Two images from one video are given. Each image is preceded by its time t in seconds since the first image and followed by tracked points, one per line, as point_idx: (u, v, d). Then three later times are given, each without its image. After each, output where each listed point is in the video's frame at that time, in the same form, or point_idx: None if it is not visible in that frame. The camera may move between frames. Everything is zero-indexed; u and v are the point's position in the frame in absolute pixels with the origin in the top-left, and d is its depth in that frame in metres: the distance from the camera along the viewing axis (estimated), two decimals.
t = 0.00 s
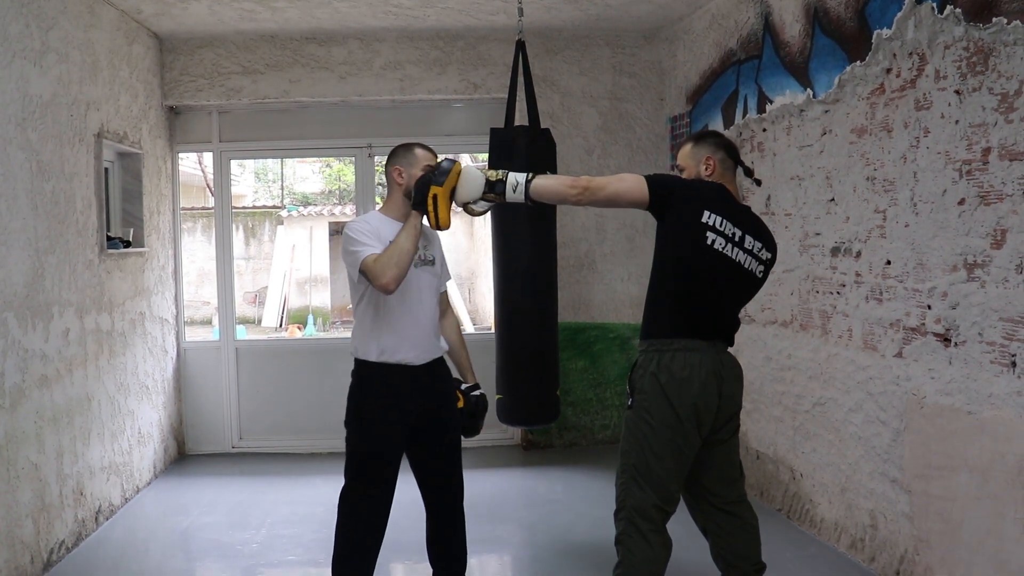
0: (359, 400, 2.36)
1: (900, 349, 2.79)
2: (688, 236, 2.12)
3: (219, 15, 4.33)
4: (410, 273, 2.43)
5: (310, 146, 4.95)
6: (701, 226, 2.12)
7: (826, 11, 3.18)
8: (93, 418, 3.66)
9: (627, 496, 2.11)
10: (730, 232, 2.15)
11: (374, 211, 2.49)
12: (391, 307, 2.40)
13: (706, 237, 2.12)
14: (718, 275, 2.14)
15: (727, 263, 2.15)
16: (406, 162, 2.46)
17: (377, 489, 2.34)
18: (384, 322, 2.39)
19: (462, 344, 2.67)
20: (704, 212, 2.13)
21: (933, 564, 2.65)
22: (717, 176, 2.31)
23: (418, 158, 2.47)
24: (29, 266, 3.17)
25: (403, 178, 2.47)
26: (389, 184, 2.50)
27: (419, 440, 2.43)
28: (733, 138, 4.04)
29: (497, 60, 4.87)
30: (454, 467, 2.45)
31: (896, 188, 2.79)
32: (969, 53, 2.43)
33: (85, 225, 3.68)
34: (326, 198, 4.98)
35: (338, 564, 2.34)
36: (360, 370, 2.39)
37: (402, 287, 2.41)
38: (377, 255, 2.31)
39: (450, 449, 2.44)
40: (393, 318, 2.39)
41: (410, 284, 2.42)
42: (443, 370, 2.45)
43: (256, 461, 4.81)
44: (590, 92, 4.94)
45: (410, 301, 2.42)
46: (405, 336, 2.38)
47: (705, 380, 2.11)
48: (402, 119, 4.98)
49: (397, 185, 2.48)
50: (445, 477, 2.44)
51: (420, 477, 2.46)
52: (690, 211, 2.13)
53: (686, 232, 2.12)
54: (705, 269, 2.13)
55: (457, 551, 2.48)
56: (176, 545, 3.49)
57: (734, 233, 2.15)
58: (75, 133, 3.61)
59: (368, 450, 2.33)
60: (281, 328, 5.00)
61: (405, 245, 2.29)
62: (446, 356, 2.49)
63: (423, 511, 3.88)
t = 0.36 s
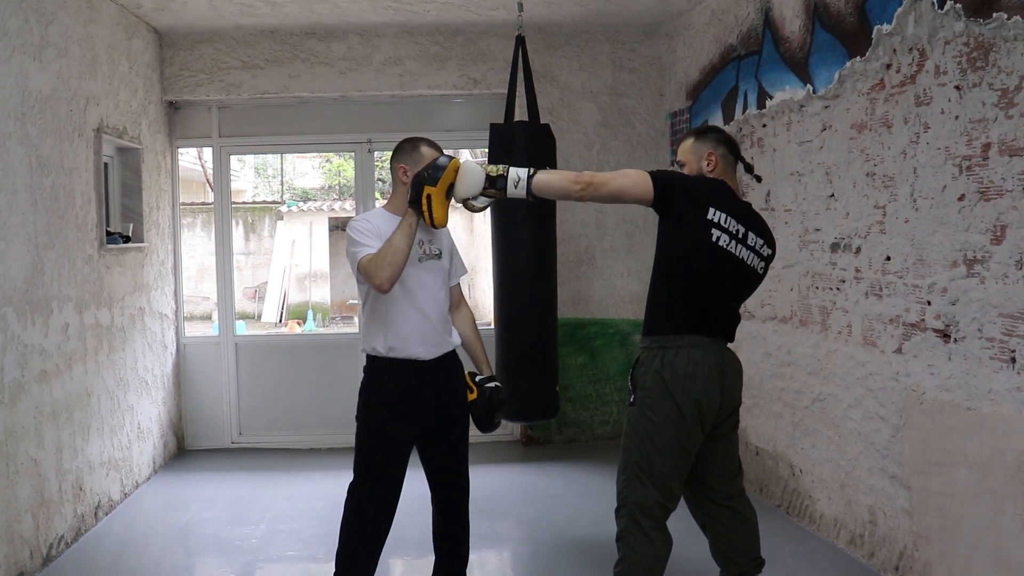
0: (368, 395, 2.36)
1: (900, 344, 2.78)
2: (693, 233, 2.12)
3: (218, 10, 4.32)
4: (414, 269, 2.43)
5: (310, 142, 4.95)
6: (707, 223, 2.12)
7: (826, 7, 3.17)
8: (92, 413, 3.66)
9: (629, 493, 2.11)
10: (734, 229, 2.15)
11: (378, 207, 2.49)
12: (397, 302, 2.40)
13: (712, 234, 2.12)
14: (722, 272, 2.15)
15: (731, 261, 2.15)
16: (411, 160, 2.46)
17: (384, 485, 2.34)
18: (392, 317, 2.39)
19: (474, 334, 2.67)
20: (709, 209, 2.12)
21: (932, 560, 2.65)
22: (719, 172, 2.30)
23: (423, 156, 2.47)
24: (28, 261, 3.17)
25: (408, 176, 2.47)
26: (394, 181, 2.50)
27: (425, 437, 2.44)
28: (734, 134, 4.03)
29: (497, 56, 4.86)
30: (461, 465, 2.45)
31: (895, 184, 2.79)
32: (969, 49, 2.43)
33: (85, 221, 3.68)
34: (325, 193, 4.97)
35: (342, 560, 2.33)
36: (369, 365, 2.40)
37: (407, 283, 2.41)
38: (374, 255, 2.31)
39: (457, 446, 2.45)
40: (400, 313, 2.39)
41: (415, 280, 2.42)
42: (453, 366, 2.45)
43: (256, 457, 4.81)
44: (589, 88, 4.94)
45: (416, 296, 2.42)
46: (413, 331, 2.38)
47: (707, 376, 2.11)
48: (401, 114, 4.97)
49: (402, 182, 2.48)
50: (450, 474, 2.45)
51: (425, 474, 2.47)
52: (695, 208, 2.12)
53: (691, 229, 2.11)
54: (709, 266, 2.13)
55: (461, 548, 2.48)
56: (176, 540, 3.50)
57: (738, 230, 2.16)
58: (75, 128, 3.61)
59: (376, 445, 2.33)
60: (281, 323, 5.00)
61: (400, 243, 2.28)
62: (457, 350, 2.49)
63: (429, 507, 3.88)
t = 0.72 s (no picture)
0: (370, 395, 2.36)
1: (900, 345, 2.78)
2: (694, 233, 2.12)
3: (220, 8, 4.32)
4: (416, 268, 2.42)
5: (311, 140, 4.95)
6: (707, 223, 2.12)
7: (828, 7, 3.17)
8: (92, 410, 3.66)
9: (630, 493, 2.11)
10: (735, 229, 2.15)
11: (379, 207, 2.49)
12: (399, 301, 2.40)
13: (712, 235, 2.12)
14: (724, 272, 2.15)
15: (733, 260, 2.15)
16: (413, 160, 2.46)
17: (384, 484, 2.34)
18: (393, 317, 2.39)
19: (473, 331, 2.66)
20: (710, 209, 2.12)
21: (932, 560, 2.65)
22: (718, 171, 2.30)
23: (425, 156, 2.47)
24: (29, 259, 3.17)
25: (410, 176, 2.46)
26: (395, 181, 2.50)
27: (426, 436, 2.44)
28: (734, 134, 4.03)
29: (499, 55, 4.86)
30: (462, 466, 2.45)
31: (897, 184, 2.79)
32: (971, 49, 2.43)
33: (86, 218, 3.68)
34: (327, 191, 4.97)
35: (343, 559, 2.33)
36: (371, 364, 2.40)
37: (409, 281, 2.41)
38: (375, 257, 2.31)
39: (459, 446, 2.45)
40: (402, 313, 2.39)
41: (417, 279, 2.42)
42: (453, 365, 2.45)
43: (256, 455, 4.81)
44: (591, 87, 4.93)
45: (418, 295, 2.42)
46: (415, 331, 2.38)
47: (708, 376, 2.11)
48: (402, 113, 4.97)
49: (403, 182, 2.47)
50: (451, 473, 2.45)
51: (426, 473, 2.47)
52: (695, 208, 2.12)
53: (692, 229, 2.11)
54: (710, 265, 2.13)
55: (461, 548, 2.48)
56: (175, 538, 3.50)
57: (739, 230, 2.15)
58: (76, 126, 3.62)
59: (378, 445, 2.33)
60: (281, 322, 5.00)
61: (402, 245, 2.28)
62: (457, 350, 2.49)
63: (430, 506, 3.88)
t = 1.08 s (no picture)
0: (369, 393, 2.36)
1: (900, 344, 2.78)
2: (692, 232, 2.11)
3: (220, 9, 4.32)
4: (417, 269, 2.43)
5: (311, 140, 4.95)
6: (705, 223, 2.11)
7: (827, 6, 3.17)
8: (92, 411, 3.66)
9: (630, 494, 2.11)
10: (733, 229, 2.15)
11: (378, 207, 2.48)
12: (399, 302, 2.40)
13: (710, 235, 2.12)
14: (722, 272, 2.14)
15: (732, 260, 2.15)
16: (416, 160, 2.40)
17: (384, 485, 2.34)
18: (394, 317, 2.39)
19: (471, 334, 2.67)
20: (709, 210, 2.12)
21: (933, 560, 2.65)
22: (711, 168, 2.30)
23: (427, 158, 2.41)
24: (29, 259, 3.17)
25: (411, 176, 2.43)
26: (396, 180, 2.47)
27: (425, 437, 2.44)
28: (734, 134, 4.03)
29: (499, 55, 4.86)
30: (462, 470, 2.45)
31: (896, 183, 2.79)
32: (971, 49, 2.43)
33: (86, 218, 3.68)
34: (327, 192, 4.97)
35: (342, 559, 2.33)
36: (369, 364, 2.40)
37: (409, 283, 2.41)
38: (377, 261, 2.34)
39: (459, 449, 2.45)
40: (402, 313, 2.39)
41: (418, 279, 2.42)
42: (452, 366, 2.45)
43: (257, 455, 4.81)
44: (591, 87, 4.93)
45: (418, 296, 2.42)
46: (415, 332, 2.38)
47: (708, 376, 2.11)
48: (402, 113, 4.97)
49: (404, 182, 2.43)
50: (451, 476, 2.45)
51: (426, 473, 2.47)
52: (694, 207, 2.12)
53: (691, 228, 2.11)
54: (709, 265, 2.13)
55: (461, 548, 2.48)
56: (176, 538, 3.50)
57: (737, 229, 2.15)
58: (76, 126, 3.62)
59: (377, 447, 2.33)
60: (281, 322, 5.00)
61: (400, 248, 2.33)
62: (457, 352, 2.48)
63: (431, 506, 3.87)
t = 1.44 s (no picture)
0: (361, 397, 2.36)
1: (900, 344, 2.79)
2: (693, 232, 2.11)
3: (220, 8, 4.32)
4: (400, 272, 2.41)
5: (311, 140, 4.95)
6: (707, 223, 2.12)
7: (827, 6, 3.17)
8: (92, 410, 3.66)
9: (631, 494, 2.11)
10: (734, 229, 2.15)
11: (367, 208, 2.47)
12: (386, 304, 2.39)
13: (712, 236, 2.12)
14: (723, 272, 2.15)
15: (732, 260, 2.16)
16: (406, 160, 2.46)
17: (382, 483, 2.34)
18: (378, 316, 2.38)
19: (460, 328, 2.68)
20: (709, 210, 2.12)
21: (933, 560, 2.65)
22: (711, 168, 2.31)
23: (417, 158, 2.47)
24: (29, 259, 3.16)
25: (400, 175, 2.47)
26: (387, 181, 2.51)
27: (419, 435, 2.46)
28: (734, 134, 4.04)
29: (498, 55, 4.86)
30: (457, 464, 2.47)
31: (896, 183, 2.79)
32: (971, 48, 2.43)
33: (85, 218, 3.68)
34: (326, 191, 4.97)
35: (340, 561, 2.32)
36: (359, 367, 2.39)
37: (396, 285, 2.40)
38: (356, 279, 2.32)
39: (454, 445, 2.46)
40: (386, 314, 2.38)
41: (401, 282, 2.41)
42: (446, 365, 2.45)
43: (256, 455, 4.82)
44: (591, 87, 4.93)
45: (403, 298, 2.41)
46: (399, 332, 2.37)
47: (709, 376, 2.11)
48: (402, 113, 4.97)
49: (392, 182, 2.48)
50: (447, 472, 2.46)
51: (421, 472, 2.47)
52: (694, 207, 2.12)
53: (691, 228, 2.11)
54: (709, 265, 2.13)
55: (460, 545, 2.49)
56: (175, 538, 3.50)
57: (737, 230, 2.16)
58: (76, 125, 3.62)
59: (373, 447, 2.32)
60: (281, 322, 5.01)
61: (378, 270, 2.28)
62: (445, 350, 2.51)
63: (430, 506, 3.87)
